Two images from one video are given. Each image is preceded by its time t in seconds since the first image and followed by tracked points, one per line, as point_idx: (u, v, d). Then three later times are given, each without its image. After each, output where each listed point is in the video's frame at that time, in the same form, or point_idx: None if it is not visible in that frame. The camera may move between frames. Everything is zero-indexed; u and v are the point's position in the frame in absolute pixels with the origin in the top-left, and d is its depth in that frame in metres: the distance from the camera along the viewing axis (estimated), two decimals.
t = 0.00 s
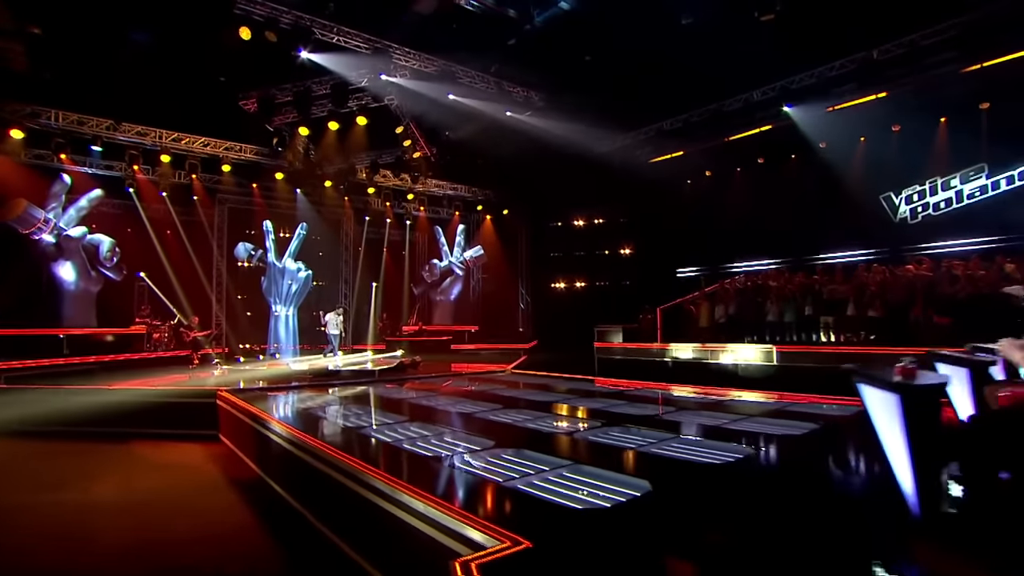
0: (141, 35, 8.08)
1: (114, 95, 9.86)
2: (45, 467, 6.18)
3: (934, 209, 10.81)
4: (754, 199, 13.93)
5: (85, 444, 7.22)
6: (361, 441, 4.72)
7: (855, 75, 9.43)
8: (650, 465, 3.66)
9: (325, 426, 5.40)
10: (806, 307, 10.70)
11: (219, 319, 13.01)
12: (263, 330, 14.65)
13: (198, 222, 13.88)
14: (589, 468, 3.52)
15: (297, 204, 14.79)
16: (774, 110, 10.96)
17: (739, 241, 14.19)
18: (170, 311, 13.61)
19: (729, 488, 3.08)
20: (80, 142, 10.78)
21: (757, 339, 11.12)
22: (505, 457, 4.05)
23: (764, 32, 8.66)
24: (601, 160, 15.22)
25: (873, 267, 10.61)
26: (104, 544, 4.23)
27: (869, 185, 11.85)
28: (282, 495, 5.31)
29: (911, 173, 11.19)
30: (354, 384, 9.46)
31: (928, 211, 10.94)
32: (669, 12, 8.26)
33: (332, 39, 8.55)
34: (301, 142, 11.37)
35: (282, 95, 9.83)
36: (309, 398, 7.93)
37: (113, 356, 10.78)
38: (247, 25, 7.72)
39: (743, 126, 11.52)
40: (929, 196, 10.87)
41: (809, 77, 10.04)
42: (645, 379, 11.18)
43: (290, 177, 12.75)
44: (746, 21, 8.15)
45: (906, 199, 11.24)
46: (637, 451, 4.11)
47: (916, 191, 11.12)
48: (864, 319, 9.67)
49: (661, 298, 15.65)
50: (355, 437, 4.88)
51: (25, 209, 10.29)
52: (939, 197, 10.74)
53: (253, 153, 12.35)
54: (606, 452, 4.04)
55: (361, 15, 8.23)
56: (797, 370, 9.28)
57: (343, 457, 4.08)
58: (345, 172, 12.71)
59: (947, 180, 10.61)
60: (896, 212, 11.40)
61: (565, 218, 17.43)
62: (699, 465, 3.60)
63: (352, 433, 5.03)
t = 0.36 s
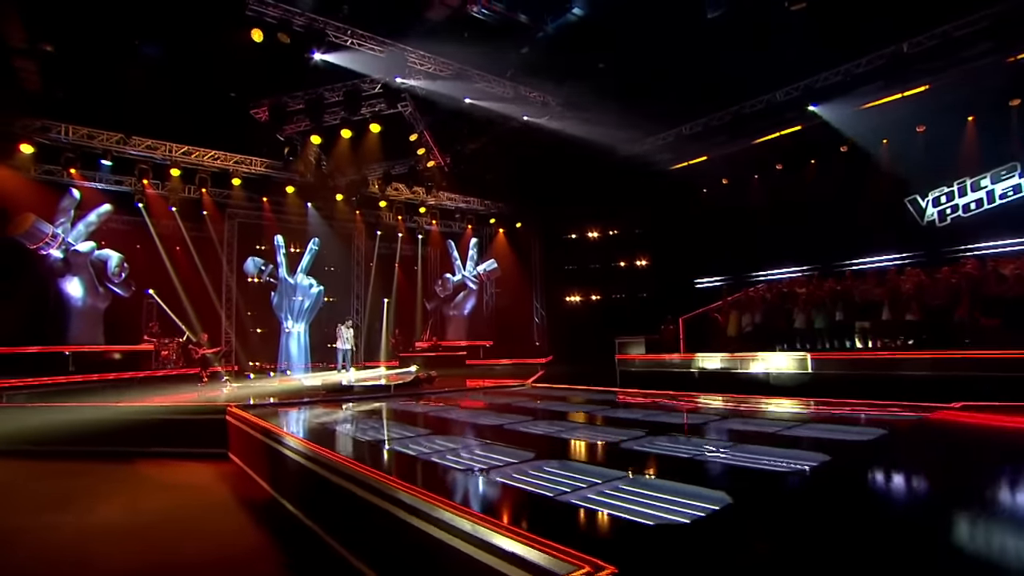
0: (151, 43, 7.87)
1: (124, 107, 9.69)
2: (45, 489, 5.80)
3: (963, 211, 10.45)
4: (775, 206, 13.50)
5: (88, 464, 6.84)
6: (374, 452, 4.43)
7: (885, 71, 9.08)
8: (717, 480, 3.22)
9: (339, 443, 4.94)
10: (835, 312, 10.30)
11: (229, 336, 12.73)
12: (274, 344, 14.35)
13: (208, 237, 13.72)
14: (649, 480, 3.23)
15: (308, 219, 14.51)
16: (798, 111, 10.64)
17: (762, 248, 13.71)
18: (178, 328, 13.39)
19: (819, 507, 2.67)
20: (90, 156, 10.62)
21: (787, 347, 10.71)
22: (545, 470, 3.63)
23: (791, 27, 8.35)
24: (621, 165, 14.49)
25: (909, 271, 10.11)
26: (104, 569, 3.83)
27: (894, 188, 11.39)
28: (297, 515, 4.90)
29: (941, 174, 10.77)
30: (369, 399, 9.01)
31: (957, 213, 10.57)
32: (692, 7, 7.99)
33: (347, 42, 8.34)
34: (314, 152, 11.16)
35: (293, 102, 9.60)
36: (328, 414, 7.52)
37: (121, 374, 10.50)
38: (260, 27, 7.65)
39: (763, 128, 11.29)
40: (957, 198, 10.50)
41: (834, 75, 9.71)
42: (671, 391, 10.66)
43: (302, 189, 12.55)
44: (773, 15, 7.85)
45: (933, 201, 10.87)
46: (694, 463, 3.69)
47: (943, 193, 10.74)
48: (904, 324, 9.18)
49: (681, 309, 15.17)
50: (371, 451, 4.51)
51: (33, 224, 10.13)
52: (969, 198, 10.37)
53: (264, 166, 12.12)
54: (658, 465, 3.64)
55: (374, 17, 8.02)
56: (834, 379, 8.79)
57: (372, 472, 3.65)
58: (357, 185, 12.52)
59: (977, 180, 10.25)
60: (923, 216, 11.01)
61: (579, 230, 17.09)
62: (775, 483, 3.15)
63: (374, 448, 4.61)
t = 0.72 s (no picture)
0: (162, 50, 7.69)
1: (137, 121, 9.55)
2: (43, 517, 5.37)
3: (1001, 213, 9.91)
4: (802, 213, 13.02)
5: (91, 489, 6.42)
6: (389, 467, 4.19)
7: (919, 66, 8.69)
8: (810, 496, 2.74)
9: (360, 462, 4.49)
10: (874, 317, 9.50)
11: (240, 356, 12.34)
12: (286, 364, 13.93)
13: (221, 256, 13.51)
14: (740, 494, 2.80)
15: (322, 236, 14.16)
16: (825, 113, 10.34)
17: (789, 257, 13.21)
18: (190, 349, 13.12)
19: (950, 523, 2.17)
20: (102, 173, 10.45)
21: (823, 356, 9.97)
22: (603, 485, 3.14)
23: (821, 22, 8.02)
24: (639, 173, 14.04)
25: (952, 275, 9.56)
26: None
27: (927, 191, 10.94)
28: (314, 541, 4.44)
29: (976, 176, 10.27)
30: (387, 419, 8.53)
31: (993, 215, 10.05)
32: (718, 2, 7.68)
33: (364, 46, 8.17)
34: (328, 165, 10.91)
35: (308, 112, 9.40)
36: (350, 433, 7.03)
37: (129, 396, 10.13)
38: (274, 29, 7.55)
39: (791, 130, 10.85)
40: (994, 199, 10.00)
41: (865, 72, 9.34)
42: (703, 406, 10.10)
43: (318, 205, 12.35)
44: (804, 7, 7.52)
45: (967, 204, 10.41)
46: (774, 479, 3.18)
47: (978, 195, 10.26)
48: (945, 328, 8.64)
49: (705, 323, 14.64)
50: (384, 465, 4.20)
51: (43, 241, 9.96)
52: (1006, 200, 9.85)
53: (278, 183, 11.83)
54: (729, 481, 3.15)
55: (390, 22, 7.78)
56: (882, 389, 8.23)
57: (401, 489, 3.20)
58: (372, 200, 12.21)
59: (1013, 181, 9.71)
60: (958, 219, 10.55)
61: (596, 244, 16.70)
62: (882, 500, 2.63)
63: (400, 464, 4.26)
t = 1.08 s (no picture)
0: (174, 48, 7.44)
1: (149, 128, 9.27)
2: (36, 540, 4.92)
3: None
4: (833, 222, 12.46)
5: (89, 511, 5.95)
6: (403, 483, 3.82)
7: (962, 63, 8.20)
8: (948, 526, 2.20)
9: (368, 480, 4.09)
10: (920, 327, 8.83)
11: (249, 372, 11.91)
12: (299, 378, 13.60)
13: (232, 269, 13.21)
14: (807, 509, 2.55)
15: (335, 247, 13.70)
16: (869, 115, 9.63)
17: (821, 267, 12.66)
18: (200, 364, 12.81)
19: None
20: (113, 182, 10.21)
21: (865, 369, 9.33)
22: (686, 507, 2.65)
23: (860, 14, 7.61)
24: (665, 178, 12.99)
25: (1003, 281, 8.98)
26: None
27: (965, 196, 10.37)
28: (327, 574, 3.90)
29: (1014, 181, 9.69)
30: (405, 436, 8.00)
31: None
32: None
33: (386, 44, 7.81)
34: (343, 171, 10.50)
35: (324, 116, 9.10)
36: (370, 452, 6.50)
37: (135, 410, 9.78)
38: (292, 25, 7.26)
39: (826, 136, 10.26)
40: None
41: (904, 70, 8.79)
42: (738, 420, 9.50)
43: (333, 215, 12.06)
44: None
45: (1008, 210, 9.79)
46: (872, 497, 2.74)
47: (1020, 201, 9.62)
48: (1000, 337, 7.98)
49: (731, 336, 14.10)
50: (399, 480, 3.87)
51: (51, 250, 9.63)
52: None
53: (292, 193, 11.51)
54: (823, 502, 2.69)
55: (409, 15, 7.49)
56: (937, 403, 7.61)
57: (414, 504, 2.89)
58: (388, 209, 11.82)
59: None
60: (998, 226, 9.96)
61: (615, 256, 16.25)
62: None
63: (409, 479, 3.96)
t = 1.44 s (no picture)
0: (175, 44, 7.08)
1: (153, 129, 8.89)
2: (19, 566, 4.47)
3: None
4: (863, 224, 11.87)
5: (81, 533, 5.48)
6: (413, 498, 3.44)
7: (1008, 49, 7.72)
8: None
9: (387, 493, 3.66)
10: (971, 329, 8.20)
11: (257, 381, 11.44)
12: (308, 386, 13.16)
13: (239, 277, 12.84)
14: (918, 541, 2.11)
15: (346, 253, 13.21)
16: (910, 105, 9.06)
17: (851, 269, 12.06)
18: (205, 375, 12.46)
19: None
20: (117, 185, 9.85)
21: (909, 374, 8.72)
22: (792, 535, 2.19)
23: None
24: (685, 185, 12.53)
25: None
26: None
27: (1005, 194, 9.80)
28: None
29: None
30: (421, 449, 7.44)
31: None
32: None
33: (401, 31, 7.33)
34: (354, 172, 10.04)
35: (335, 113, 8.73)
36: (387, 467, 5.92)
37: (137, 423, 9.34)
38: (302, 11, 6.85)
39: (860, 130, 9.74)
40: None
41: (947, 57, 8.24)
42: (775, 430, 8.89)
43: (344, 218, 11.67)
44: None
45: None
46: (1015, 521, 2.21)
47: None
48: None
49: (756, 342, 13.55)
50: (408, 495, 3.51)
51: (50, 254, 9.35)
52: None
53: (301, 196, 11.10)
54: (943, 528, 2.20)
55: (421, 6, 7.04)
56: (994, 409, 7.02)
57: (452, 533, 2.35)
58: (400, 212, 11.35)
59: None
60: None
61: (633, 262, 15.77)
62: None
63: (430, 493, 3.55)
